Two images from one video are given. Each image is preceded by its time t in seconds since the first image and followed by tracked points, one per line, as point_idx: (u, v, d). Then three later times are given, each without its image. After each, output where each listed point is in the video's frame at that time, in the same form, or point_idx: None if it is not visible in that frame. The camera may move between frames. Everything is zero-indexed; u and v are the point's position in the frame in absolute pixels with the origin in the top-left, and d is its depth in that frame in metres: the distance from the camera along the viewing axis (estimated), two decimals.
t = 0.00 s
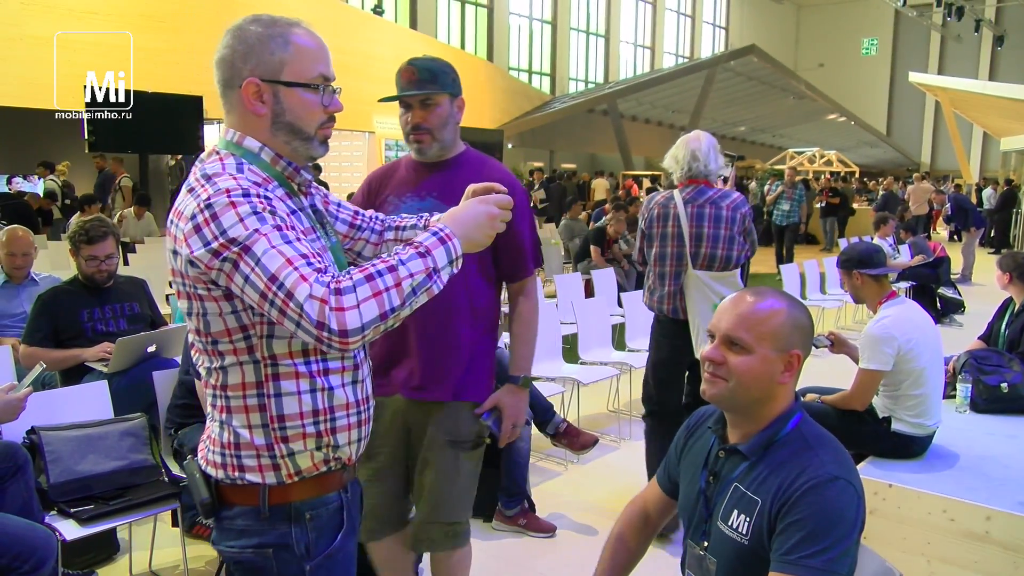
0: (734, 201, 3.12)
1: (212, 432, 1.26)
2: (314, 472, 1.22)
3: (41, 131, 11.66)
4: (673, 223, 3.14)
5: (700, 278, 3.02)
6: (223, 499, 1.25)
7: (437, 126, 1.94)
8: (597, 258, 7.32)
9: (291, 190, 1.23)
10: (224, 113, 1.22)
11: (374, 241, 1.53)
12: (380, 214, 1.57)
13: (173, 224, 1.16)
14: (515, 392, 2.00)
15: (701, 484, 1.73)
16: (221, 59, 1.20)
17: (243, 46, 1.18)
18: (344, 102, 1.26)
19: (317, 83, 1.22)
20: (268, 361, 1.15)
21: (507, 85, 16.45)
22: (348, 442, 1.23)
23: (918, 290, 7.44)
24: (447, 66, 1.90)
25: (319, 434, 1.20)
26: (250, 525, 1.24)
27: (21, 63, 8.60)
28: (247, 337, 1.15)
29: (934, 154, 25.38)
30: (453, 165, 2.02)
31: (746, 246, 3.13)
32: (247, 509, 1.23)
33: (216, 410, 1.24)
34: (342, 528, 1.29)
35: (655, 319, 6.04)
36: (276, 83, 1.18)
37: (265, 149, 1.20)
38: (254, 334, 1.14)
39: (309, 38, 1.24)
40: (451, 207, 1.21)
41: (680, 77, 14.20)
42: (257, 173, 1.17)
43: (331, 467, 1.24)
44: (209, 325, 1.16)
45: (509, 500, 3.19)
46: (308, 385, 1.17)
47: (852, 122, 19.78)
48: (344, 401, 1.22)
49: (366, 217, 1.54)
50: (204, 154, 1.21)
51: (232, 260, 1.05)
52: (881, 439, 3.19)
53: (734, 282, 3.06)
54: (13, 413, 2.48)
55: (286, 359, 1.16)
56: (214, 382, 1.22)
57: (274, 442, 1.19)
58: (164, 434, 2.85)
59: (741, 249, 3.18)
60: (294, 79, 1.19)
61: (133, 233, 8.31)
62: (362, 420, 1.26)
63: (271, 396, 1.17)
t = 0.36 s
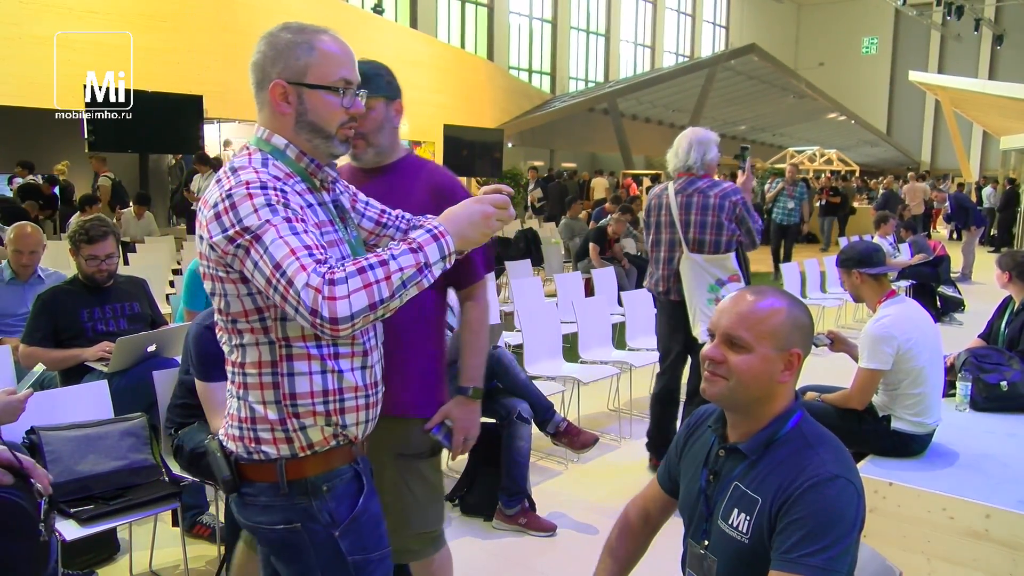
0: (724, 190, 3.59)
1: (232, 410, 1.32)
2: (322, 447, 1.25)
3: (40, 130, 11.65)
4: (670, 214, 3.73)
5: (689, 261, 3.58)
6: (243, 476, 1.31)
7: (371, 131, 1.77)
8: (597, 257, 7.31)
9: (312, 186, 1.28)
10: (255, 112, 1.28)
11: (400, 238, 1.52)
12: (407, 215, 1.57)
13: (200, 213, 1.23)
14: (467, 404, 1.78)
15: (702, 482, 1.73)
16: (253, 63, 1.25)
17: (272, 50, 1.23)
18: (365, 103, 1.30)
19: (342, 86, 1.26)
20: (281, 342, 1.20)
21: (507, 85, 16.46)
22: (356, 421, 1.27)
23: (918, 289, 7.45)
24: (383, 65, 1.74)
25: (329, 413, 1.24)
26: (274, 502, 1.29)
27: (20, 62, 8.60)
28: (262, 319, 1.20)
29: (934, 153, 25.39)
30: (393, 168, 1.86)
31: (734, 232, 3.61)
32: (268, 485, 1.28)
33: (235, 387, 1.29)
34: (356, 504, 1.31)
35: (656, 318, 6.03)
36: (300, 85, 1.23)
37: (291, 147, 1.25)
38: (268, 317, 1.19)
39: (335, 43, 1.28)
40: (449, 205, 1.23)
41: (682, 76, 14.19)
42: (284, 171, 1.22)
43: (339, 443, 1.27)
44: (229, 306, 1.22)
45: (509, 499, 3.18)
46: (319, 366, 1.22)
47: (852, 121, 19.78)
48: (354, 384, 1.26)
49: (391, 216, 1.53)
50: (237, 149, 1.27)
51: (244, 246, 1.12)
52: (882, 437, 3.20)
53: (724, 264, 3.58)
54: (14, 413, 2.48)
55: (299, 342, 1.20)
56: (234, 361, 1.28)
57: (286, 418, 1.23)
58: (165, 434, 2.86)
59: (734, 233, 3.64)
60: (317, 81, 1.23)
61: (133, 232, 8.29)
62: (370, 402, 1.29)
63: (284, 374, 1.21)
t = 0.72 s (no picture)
0: (694, 189, 3.80)
1: (253, 411, 1.36)
2: (344, 450, 1.30)
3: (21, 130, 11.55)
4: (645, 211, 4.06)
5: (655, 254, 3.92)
6: (261, 474, 1.35)
7: (240, 124, 1.69)
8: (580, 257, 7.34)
9: (324, 188, 1.31)
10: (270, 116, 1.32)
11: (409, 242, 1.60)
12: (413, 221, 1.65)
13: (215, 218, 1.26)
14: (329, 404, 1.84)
15: (685, 481, 1.73)
16: (268, 69, 1.30)
17: (287, 56, 1.28)
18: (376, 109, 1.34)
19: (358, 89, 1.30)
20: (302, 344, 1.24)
21: (491, 85, 16.46)
22: (376, 420, 1.32)
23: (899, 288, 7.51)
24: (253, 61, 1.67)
25: (349, 413, 1.28)
26: (287, 499, 1.33)
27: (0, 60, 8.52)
28: (280, 322, 1.23)
29: (915, 154, 25.62)
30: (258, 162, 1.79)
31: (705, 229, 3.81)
32: (284, 483, 1.32)
33: (255, 388, 1.33)
34: (370, 503, 1.35)
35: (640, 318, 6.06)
36: (313, 89, 1.27)
37: (303, 150, 1.29)
38: (286, 320, 1.23)
39: (347, 50, 1.32)
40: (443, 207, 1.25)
41: (666, 76, 14.25)
42: (296, 175, 1.26)
43: (360, 446, 1.32)
44: (246, 309, 1.25)
45: (493, 499, 3.18)
46: (338, 367, 1.26)
47: (834, 122, 19.93)
48: (373, 384, 1.30)
49: (401, 220, 1.62)
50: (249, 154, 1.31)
51: (256, 253, 1.15)
52: (864, 435, 3.22)
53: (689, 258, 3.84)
54: None
55: (317, 345, 1.24)
56: (254, 363, 1.31)
57: (307, 420, 1.28)
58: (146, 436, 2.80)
59: (704, 230, 3.84)
60: (330, 85, 1.27)
61: (114, 232, 8.23)
62: (388, 402, 1.34)
63: (304, 376, 1.25)
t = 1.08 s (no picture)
0: (681, 188, 3.93)
1: (269, 401, 1.48)
2: (357, 439, 1.42)
3: None
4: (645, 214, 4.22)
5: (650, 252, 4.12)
6: (279, 460, 1.48)
7: (174, 116, 1.72)
8: (563, 256, 7.35)
9: (333, 188, 1.43)
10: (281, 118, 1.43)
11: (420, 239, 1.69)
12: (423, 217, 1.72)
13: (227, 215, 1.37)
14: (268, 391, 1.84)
15: (667, 479, 1.73)
16: (281, 73, 1.42)
17: (300, 62, 1.40)
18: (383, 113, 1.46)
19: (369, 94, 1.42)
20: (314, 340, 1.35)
21: (475, 83, 16.46)
22: (388, 410, 1.45)
23: (880, 286, 7.58)
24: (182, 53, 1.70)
25: (362, 404, 1.41)
26: (300, 485, 1.46)
27: None
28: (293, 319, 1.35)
29: (896, 153, 25.85)
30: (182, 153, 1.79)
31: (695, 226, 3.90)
32: (300, 470, 1.45)
33: (271, 380, 1.45)
34: (379, 491, 1.48)
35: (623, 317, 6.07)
36: (323, 93, 1.38)
37: (313, 151, 1.41)
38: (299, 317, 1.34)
39: (357, 56, 1.44)
40: (438, 208, 1.36)
41: (648, 75, 14.31)
42: (306, 176, 1.37)
43: (372, 436, 1.44)
44: (260, 304, 1.36)
45: (477, 498, 3.18)
46: (350, 359, 1.38)
47: (816, 121, 20.08)
48: (384, 376, 1.42)
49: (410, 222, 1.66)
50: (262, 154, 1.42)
51: (261, 253, 1.26)
52: (844, 432, 3.26)
53: (682, 256, 3.96)
54: None
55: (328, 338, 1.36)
56: (269, 356, 1.43)
57: (321, 410, 1.40)
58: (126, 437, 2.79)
59: (694, 228, 3.95)
60: (339, 90, 1.39)
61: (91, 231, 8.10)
62: (399, 393, 1.47)
63: (318, 368, 1.37)
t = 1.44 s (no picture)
0: (679, 183, 4.44)
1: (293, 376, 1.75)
2: (368, 409, 1.67)
3: None
4: (647, 209, 4.73)
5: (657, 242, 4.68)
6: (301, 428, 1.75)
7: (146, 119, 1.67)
8: (550, 251, 7.34)
9: (349, 187, 1.67)
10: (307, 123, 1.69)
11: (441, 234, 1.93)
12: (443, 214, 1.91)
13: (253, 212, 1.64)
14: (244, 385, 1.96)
15: (653, 473, 1.74)
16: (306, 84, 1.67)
17: (320, 71, 1.61)
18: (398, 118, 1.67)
19: (387, 100, 1.63)
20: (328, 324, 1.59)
21: (461, 78, 16.39)
22: (397, 386, 1.69)
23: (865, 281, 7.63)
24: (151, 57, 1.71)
25: (371, 379, 1.66)
26: (319, 451, 1.71)
27: None
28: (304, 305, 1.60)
29: (880, 149, 25.98)
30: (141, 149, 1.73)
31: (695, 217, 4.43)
32: (318, 436, 1.70)
33: (294, 356, 1.71)
34: (390, 456, 1.70)
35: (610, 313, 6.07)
36: (339, 101, 1.59)
37: (332, 154, 1.65)
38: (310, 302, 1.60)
39: (374, 65, 1.64)
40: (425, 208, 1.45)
41: (634, 71, 14.30)
42: (324, 177, 1.62)
43: (382, 408, 1.68)
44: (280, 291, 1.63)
45: (463, 493, 3.17)
46: (359, 340, 1.63)
47: (801, 116, 20.16)
48: (391, 356, 1.67)
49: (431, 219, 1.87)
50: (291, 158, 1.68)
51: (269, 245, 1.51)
52: (829, 425, 3.28)
53: (687, 246, 4.51)
54: None
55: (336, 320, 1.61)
56: (292, 336, 1.69)
57: (333, 383, 1.65)
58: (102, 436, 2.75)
59: (696, 220, 4.46)
60: (352, 99, 1.59)
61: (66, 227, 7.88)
62: (407, 373, 1.71)
63: (330, 346, 1.63)
